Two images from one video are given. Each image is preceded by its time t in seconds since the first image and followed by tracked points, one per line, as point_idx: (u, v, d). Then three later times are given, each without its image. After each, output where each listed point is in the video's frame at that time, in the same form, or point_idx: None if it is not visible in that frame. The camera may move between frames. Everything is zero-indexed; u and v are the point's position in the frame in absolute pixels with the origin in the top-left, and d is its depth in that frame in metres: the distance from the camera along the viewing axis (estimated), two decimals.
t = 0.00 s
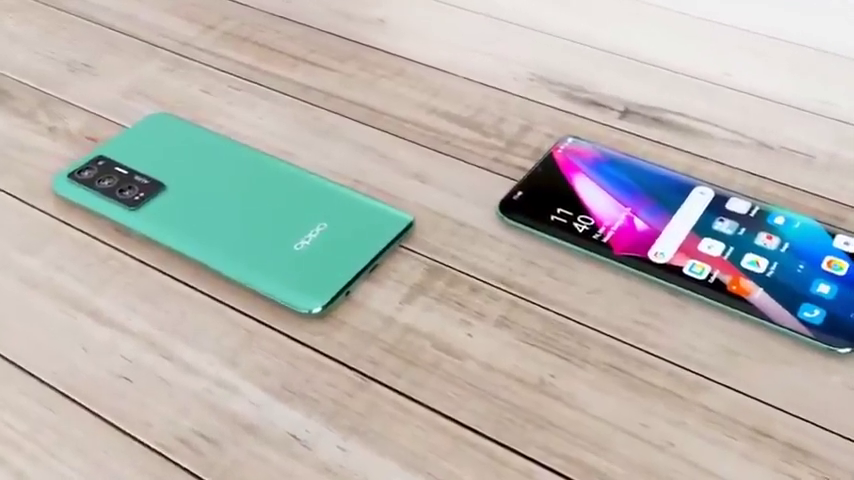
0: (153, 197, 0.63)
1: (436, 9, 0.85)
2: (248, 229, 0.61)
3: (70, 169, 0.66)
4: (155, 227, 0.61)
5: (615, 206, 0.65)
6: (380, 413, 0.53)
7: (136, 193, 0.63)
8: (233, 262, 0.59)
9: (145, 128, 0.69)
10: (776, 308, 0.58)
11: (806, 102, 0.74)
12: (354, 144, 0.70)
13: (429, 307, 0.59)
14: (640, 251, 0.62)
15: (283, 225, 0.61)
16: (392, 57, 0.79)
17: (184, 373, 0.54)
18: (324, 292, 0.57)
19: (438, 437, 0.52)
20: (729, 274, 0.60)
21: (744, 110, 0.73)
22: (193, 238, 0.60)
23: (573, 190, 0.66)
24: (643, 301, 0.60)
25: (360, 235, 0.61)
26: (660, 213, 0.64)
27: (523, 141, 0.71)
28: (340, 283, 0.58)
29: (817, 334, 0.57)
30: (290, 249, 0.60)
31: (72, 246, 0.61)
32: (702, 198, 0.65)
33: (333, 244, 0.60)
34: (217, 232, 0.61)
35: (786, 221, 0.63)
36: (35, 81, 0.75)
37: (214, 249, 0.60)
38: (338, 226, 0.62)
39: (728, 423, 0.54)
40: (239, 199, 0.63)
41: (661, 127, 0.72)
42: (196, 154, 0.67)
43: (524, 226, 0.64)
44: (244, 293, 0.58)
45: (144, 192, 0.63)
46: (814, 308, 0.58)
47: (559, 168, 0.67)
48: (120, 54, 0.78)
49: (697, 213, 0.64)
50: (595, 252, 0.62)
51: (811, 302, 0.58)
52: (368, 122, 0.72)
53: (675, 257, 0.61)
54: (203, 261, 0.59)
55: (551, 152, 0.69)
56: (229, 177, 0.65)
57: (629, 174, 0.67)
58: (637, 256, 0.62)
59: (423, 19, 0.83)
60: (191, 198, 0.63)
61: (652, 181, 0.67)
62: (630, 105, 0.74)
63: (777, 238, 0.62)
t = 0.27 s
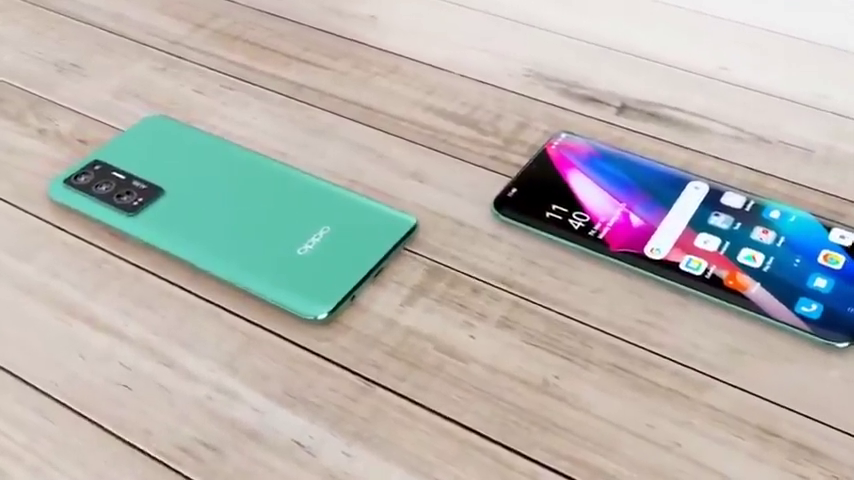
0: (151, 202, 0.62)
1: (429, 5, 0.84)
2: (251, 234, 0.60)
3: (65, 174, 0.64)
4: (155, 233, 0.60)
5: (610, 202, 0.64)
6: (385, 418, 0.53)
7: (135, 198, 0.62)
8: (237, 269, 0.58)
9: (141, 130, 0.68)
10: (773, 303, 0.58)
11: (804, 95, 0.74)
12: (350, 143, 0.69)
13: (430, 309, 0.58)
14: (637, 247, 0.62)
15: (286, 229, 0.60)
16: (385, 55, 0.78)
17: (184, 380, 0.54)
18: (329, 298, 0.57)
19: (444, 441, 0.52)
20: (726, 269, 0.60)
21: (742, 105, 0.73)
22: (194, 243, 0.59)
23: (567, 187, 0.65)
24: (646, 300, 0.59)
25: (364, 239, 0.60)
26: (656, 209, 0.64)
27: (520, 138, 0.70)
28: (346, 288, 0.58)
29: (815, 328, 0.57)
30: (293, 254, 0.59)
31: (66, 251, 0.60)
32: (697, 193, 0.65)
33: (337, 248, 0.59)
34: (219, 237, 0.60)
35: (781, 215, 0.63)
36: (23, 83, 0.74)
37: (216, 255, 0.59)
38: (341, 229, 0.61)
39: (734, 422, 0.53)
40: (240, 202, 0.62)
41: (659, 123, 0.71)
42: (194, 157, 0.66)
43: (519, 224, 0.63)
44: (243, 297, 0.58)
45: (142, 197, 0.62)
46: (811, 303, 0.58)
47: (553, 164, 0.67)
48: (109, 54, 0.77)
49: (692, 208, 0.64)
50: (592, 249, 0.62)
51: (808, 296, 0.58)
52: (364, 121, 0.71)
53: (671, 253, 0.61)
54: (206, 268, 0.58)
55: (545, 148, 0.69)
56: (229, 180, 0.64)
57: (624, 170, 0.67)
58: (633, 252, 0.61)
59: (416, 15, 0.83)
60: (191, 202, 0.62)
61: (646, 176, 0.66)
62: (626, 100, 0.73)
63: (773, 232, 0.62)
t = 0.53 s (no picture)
0: (151, 208, 0.61)
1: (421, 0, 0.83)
2: (253, 240, 0.59)
3: (62, 180, 0.63)
4: (156, 240, 0.59)
5: (605, 198, 0.64)
6: (389, 422, 0.52)
7: (134, 204, 0.61)
8: (240, 275, 0.57)
9: (138, 134, 0.67)
10: (769, 297, 0.58)
11: (800, 89, 0.73)
12: (345, 142, 0.68)
13: (432, 310, 0.57)
14: (632, 243, 0.61)
15: (288, 234, 0.60)
16: (379, 52, 0.77)
17: (184, 387, 0.53)
18: (335, 304, 0.56)
19: (448, 444, 0.51)
20: (722, 264, 0.60)
21: (739, 99, 0.72)
22: (196, 250, 0.58)
23: (561, 183, 0.65)
24: (648, 299, 0.59)
25: (368, 243, 0.60)
26: (651, 204, 0.64)
27: (517, 136, 0.70)
28: (351, 293, 0.57)
29: (812, 322, 0.57)
30: (297, 260, 0.58)
31: (60, 256, 0.59)
32: (692, 187, 0.64)
33: (341, 253, 0.59)
34: (221, 243, 0.59)
35: (776, 209, 0.63)
36: (11, 84, 0.73)
37: (219, 261, 0.58)
38: (345, 234, 0.60)
39: (742, 421, 0.53)
40: (241, 208, 0.61)
41: (655, 118, 0.71)
42: (192, 161, 0.65)
43: (514, 221, 0.63)
44: (242, 302, 0.57)
45: (141, 203, 0.61)
46: (808, 297, 0.58)
47: (547, 160, 0.66)
48: (98, 54, 0.76)
49: (687, 203, 0.63)
50: (588, 246, 0.61)
51: (805, 290, 0.58)
52: (359, 119, 0.70)
53: (667, 249, 0.61)
54: (208, 274, 0.57)
55: (538, 143, 0.68)
56: (229, 184, 0.63)
57: (618, 165, 0.66)
58: (629, 248, 0.61)
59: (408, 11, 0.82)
60: (191, 208, 0.61)
61: (640, 171, 0.66)
62: (623, 96, 0.73)
63: (768, 226, 0.62)
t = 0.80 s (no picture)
0: (150, 214, 0.60)
1: None
2: (255, 245, 0.58)
3: (58, 187, 0.62)
4: (156, 247, 0.58)
5: (599, 193, 0.63)
6: (394, 427, 0.52)
7: (132, 211, 0.60)
8: (244, 282, 0.56)
9: (134, 138, 0.66)
10: (766, 292, 0.58)
11: (796, 81, 0.73)
12: (341, 142, 0.68)
13: (434, 312, 0.57)
14: (628, 238, 0.61)
15: (292, 238, 0.59)
16: (372, 50, 0.76)
17: (185, 395, 0.52)
18: (342, 311, 0.55)
19: (455, 449, 0.51)
20: (718, 259, 0.60)
21: (735, 93, 0.72)
22: (198, 257, 0.57)
23: (555, 179, 0.64)
24: (650, 296, 0.59)
25: (373, 246, 0.59)
26: (645, 199, 0.63)
27: (514, 133, 0.69)
28: (358, 299, 0.56)
29: (808, 316, 0.56)
30: (301, 264, 0.57)
31: (54, 263, 0.58)
32: (686, 181, 0.64)
33: (346, 257, 0.58)
34: (223, 249, 0.58)
35: (771, 202, 0.63)
36: None
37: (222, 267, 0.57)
38: (348, 237, 0.59)
39: (748, 420, 0.53)
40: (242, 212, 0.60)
41: (653, 113, 0.70)
42: (190, 165, 0.63)
43: (508, 218, 0.62)
44: (241, 306, 0.56)
45: (140, 208, 0.60)
46: (804, 291, 0.57)
47: (540, 157, 0.66)
48: (86, 55, 0.74)
49: (682, 197, 0.63)
50: (584, 242, 0.61)
51: (801, 284, 0.58)
52: (353, 118, 0.70)
53: (663, 244, 0.60)
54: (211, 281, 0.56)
55: (531, 140, 0.68)
56: (228, 188, 0.62)
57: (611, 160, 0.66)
58: (624, 244, 0.60)
59: (400, 7, 0.81)
60: (191, 213, 0.60)
61: (635, 166, 0.66)
62: (619, 91, 0.72)
63: (763, 220, 0.62)
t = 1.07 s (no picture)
0: (150, 221, 0.58)
1: None
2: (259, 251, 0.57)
3: (54, 194, 0.61)
4: (158, 254, 0.57)
5: (593, 189, 0.63)
6: (398, 431, 0.51)
7: (132, 217, 0.58)
8: (250, 289, 0.55)
9: (130, 143, 0.64)
10: (762, 285, 0.58)
11: (791, 73, 0.72)
12: (337, 142, 0.67)
13: (436, 314, 0.56)
14: (623, 234, 0.60)
15: (296, 244, 0.58)
16: (364, 47, 0.75)
17: (187, 403, 0.51)
18: (350, 317, 0.54)
19: (461, 452, 0.50)
20: (714, 253, 0.59)
21: (731, 86, 0.71)
22: (202, 264, 0.56)
23: (548, 175, 0.64)
24: (653, 294, 0.58)
25: (378, 251, 0.58)
26: (639, 194, 0.63)
27: (510, 130, 0.68)
28: (366, 304, 0.55)
29: (805, 309, 0.56)
30: (307, 270, 0.56)
31: (48, 270, 0.57)
32: (679, 175, 0.64)
33: (351, 261, 0.57)
34: (226, 255, 0.57)
35: (765, 195, 0.63)
36: None
37: (226, 274, 0.56)
38: (353, 241, 0.58)
39: (755, 418, 0.52)
40: (244, 217, 0.59)
41: (649, 109, 0.70)
42: (189, 169, 0.62)
43: (502, 216, 0.62)
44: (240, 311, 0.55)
45: (140, 215, 0.59)
46: (800, 284, 0.57)
47: (532, 152, 0.66)
48: (73, 56, 0.73)
49: (676, 191, 0.63)
50: (580, 239, 0.60)
51: (797, 278, 0.57)
52: (348, 117, 0.69)
53: (658, 239, 0.60)
54: (215, 288, 0.55)
55: (523, 135, 0.67)
56: (229, 192, 0.61)
57: (604, 155, 0.65)
58: (619, 240, 0.60)
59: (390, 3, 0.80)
60: (193, 219, 0.59)
61: (628, 160, 0.65)
62: (614, 86, 0.72)
63: (758, 213, 0.62)
